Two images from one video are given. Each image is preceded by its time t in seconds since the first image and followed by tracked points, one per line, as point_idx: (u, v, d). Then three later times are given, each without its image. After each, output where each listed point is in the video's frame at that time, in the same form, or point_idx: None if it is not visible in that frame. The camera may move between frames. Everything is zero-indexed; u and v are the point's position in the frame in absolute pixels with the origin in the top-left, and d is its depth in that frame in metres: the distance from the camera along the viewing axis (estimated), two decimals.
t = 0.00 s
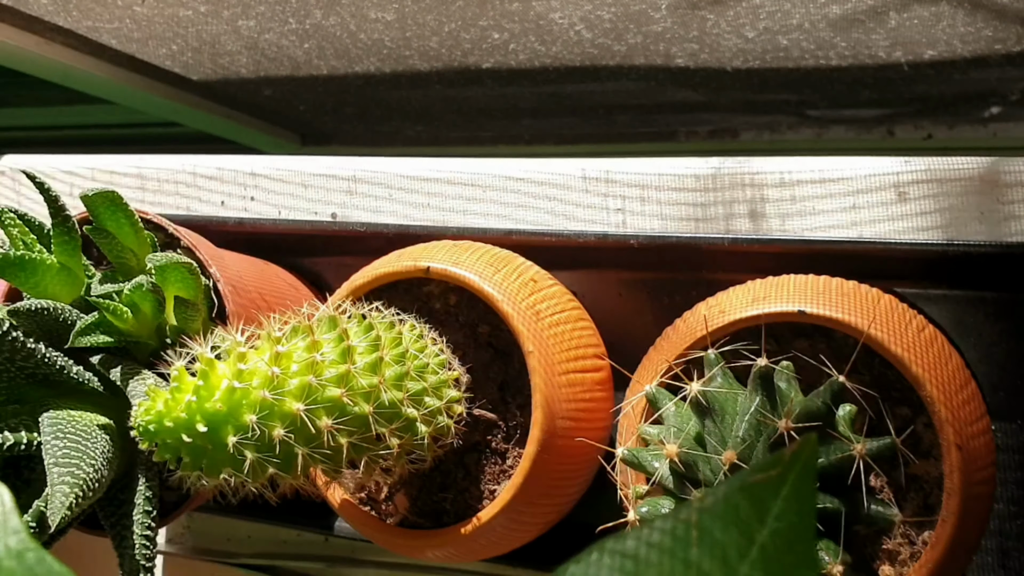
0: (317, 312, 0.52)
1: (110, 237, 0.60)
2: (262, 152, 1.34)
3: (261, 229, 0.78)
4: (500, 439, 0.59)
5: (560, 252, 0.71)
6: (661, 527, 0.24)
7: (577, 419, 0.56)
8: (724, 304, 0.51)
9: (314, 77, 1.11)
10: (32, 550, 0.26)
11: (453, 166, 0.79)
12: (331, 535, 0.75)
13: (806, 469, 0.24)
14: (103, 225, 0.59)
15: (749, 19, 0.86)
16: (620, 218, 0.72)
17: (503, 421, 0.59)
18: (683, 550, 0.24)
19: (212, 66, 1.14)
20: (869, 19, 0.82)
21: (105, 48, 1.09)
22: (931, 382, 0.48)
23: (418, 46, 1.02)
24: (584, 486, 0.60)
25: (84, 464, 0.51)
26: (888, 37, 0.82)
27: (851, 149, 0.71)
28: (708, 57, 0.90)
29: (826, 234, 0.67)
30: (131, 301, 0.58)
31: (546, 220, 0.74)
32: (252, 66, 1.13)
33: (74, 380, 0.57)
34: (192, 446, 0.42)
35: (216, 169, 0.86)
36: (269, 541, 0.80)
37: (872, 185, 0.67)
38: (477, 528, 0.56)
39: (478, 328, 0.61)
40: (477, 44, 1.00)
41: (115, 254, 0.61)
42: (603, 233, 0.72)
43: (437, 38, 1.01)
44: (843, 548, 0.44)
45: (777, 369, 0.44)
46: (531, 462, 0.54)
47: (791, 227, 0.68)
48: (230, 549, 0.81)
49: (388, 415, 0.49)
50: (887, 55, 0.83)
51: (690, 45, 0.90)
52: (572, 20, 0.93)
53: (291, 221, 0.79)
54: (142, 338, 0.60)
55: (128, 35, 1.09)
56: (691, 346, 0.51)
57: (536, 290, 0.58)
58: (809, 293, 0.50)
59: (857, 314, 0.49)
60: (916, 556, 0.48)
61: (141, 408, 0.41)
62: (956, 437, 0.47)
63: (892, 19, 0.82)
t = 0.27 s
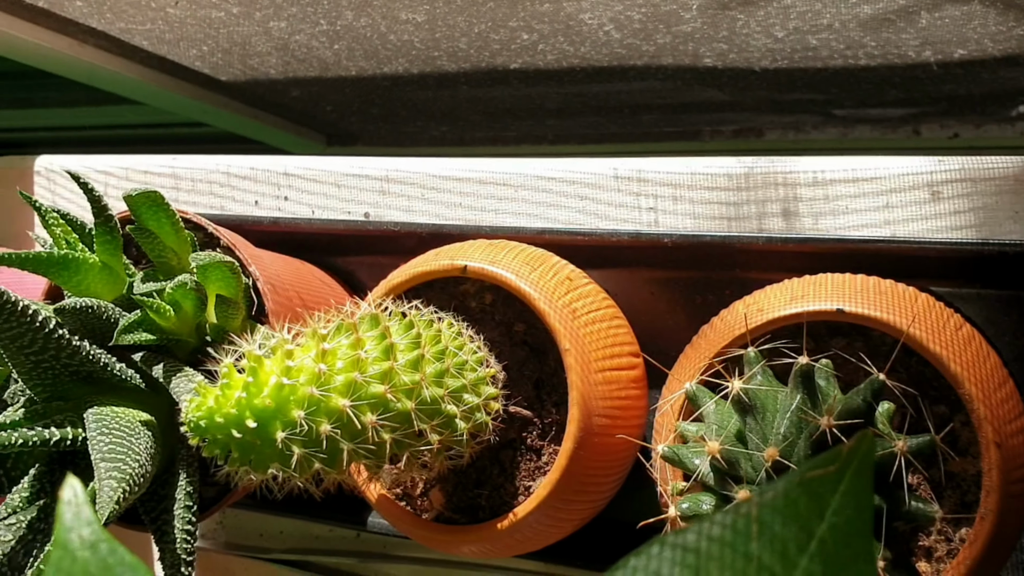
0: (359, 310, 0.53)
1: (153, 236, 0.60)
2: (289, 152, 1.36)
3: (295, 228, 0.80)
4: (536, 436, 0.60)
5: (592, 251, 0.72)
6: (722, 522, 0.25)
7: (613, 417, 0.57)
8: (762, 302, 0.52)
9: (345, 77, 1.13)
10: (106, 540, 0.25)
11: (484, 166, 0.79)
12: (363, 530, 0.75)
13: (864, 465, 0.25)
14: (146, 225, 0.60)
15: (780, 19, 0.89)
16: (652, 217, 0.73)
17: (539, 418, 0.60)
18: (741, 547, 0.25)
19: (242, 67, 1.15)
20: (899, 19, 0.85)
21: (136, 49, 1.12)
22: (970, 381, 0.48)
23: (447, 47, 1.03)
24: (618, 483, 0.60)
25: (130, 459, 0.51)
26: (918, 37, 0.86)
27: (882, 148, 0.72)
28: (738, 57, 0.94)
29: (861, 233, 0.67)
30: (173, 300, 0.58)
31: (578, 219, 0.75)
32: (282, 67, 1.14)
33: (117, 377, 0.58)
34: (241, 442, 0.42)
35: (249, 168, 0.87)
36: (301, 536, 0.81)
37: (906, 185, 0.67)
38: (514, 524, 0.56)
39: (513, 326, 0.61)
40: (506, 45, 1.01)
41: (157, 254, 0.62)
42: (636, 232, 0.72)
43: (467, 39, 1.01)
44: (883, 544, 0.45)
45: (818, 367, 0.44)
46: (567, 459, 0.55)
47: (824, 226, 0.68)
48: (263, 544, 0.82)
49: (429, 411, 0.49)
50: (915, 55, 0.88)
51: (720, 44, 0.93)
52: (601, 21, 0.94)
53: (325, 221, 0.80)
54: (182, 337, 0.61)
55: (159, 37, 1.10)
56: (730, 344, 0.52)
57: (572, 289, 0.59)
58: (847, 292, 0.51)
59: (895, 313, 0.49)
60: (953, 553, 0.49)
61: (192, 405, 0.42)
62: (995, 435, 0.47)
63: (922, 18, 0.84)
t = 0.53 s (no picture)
0: (371, 307, 0.52)
1: (164, 234, 0.60)
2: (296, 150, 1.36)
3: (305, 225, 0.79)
4: (547, 433, 0.60)
5: (602, 246, 0.71)
6: (746, 520, 0.24)
7: (625, 414, 0.56)
8: (776, 298, 0.52)
9: (352, 74, 1.13)
10: (122, 540, 0.25)
11: (493, 162, 0.79)
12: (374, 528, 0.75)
13: (888, 462, 0.24)
14: (156, 222, 0.60)
15: (790, 13, 0.89)
16: (663, 213, 0.73)
17: (550, 414, 0.60)
18: (766, 544, 0.24)
19: (249, 64, 1.15)
20: (910, 13, 0.85)
21: (143, 47, 1.12)
22: (986, 376, 0.47)
23: (455, 44, 1.03)
24: (630, 480, 0.60)
25: (141, 457, 0.51)
26: (930, 30, 0.85)
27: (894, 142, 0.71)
28: (747, 52, 0.94)
29: (874, 227, 0.66)
30: (184, 296, 0.58)
31: (588, 215, 0.75)
32: (289, 64, 1.14)
33: (128, 374, 0.58)
34: (254, 439, 0.42)
35: (257, 165, 0.87)
36: (311, 535, 0.81)
37: (919, 179, 0.66)
38: (526, 521, 0.56)
39: (525, 323, 0.61)
40: (514, 41, 1.00)
41: (167, 251, 0.61)
42: (647, 227, 0.72)
43: (475, 35, 1.01)
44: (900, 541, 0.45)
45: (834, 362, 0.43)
46: (579, 456, 0.54)
47: (836, 221, 0.68)
48: (273, 542, 0.82)
49: (441, 408, 0.49)
50: (926, 48, 0.87)
51: (730, 40, 0.93)
52: (610, 16, 0.94)
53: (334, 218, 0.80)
54: (192, 334, 0.60)
55: (167, 34, 1.10)
56: (744, 340, 0.51)
57: (583, 285, 0.59)
58: (862, 287, 0.50)
59: (912, 308, 0.49)
60: (969, 550, 0.48)
61: (205, 402, 0.42)
62: (1012, 431, 0.46)
63: (934, 12, 0.84)
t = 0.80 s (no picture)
0: (382, 309, 0.52)
1: (173, 236, 0.60)
2: (300, 149, 1.37)
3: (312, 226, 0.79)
4: (557, 434, 0.60)
5: (611, 245, 0.71)
6: (766, 526, 0.24)
7: (635, 415, 0.56)
8: (787, 299, 0.51)
9: (357, 73, 1.12)
10: (144, 548, 0.25)
11: (500, 162, 0.79)
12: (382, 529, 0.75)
13: (907, 467, 0.24)
14: (166, 225, 0.60)
15: (797, 11, 0.89)
16: (671, 213, 0.73)
17: (560, 416, 0.60)
18: (785, 551, 0.24)
19: (254, 63, 1.15)
20: (918, 11, 0.85)
21: (148, 46, 1.12)
22: (998, 377, 0.47)
23: (461, 42, 1.03)
24: (640, 481, 0.60)
25: (153, 460, 0.51)
26: (937, 28, 0.85)
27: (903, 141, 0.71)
28: (753, 50, 0.93)
29: (882, 227, 0.66)
30: (193, 298, 0.58)
31: (596, 215, 0.75)
32: (294, 63, 1.13)
33: (138, 376, 0.58)
34: (268, 443, 0.42)
35: (264, 165, 0.86)
36: (319, 535, 0.81)
37: (928, 178, 0.66)
38: (536, 523, 0.56)
39: (534, 324, 0.61)
40: (520, 39, 1.00)
41: (176, 254, 0.61)
42: (656, 227, 0.72)
43: (481, 33, 1.01)
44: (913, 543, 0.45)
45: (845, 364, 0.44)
46: (590, 458, 0.55)
47: (845, 221, 0.68)
48: (281, 542, 0.82)
49: (453, 410, 0.49)
50: (933, 46, 0.87)
51: (736, 38, 0.93)
52: (617, 14, 0.94)
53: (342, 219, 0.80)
54: (202, 336, 0.60)
55: (172, 33, 1.10)
56: (754, 341, 0.51)
57: (593, 286, 0.59)
58: (873, 289, 0.50)
59: (923, 310, 0.49)
60: (981, 551, 0.48)
61: (219, 406, 0.42)
62: None
63: (942, 9, 0.84)
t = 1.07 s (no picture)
0: (393, 311, 0.53)
1: (183, 238, 0.60)
2: (303, 148, 1.37)
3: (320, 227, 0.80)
4: (566, 435, 0.60)
5: (617, 246, 0.72)
6: (783, 529, 0.25)
7: (644, 416, 0.57)
8: (796, 300, 0.52)
9: (361, 73, 1.13)
10: (168, 552, 0.25)
11: (506, 162, 0.79)
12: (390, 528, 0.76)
13: (923, 472, 0.24)
14: (176, 227, 0.60)
15: (802, 12, 0.89)
16: (678, 213, 0.73)
17: (569, 416, 0.60)
18: (803, 553, 0.25)
19: (259, 63, 1.15)
20: (922, 12, 0.85)
21: (153, 47, 1.12)
22: (1005, 377, 0.47)
23: (466, 43, 1.03)
24: (648, 481, 0.60)
25: (165, 462, 0.51)
26: (941, 28, 0.86)
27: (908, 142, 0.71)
28: (758, 50, 0.94)
29: (888, 228, 0.67)
30: (204, 300, 0.58)
31: (603, 215, 0.75)
32: (299, 63, 1.14)
33: (149, 378, 0.58)
34: (282, 445, 0.42)
35: (271, 166, 0.87)
36: (327, 535, 0.81)
37: (933, 179, 0.67)
38: (546, 523, 0.56)
39: (543, 325, 0.61)
40: (524, 40, 1.00)
41: (186, 255, 0.61)
42: (662, 228, 0.72)
43: (486, 34, 1.01)
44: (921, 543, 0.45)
45: (854, 365, 0.44)
46: (599, 458, 0.55)
47: (851, 221, 0.68)
48: (288, 542, 0.83)
49: (464, 411, 0.50)
50: (937, 46, 0.87)
51: (740, 39, 0.93)
52: (622, 15, 0.95)
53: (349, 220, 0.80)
54: (212, 338, 0.61)
55: (177, 34, 1.10)
56: (762, 342, 0.52)
57: (601, 287, 0.59)
58: (881, 290, 0.50)
59: (931, 311, 0.49)
60: (988, 550, 0.49)
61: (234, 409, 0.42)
62: None
63: (946, 10, 0.84)
